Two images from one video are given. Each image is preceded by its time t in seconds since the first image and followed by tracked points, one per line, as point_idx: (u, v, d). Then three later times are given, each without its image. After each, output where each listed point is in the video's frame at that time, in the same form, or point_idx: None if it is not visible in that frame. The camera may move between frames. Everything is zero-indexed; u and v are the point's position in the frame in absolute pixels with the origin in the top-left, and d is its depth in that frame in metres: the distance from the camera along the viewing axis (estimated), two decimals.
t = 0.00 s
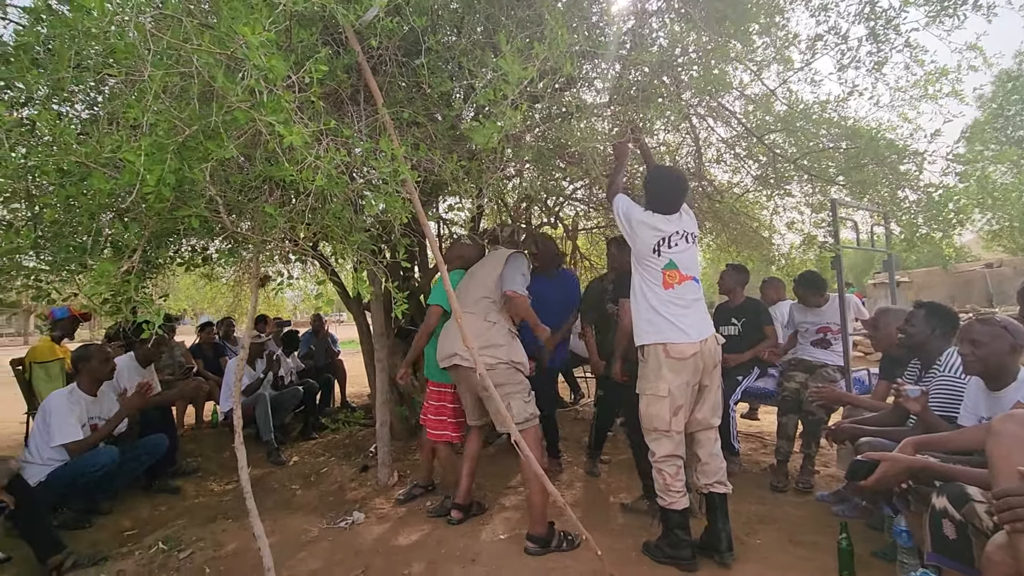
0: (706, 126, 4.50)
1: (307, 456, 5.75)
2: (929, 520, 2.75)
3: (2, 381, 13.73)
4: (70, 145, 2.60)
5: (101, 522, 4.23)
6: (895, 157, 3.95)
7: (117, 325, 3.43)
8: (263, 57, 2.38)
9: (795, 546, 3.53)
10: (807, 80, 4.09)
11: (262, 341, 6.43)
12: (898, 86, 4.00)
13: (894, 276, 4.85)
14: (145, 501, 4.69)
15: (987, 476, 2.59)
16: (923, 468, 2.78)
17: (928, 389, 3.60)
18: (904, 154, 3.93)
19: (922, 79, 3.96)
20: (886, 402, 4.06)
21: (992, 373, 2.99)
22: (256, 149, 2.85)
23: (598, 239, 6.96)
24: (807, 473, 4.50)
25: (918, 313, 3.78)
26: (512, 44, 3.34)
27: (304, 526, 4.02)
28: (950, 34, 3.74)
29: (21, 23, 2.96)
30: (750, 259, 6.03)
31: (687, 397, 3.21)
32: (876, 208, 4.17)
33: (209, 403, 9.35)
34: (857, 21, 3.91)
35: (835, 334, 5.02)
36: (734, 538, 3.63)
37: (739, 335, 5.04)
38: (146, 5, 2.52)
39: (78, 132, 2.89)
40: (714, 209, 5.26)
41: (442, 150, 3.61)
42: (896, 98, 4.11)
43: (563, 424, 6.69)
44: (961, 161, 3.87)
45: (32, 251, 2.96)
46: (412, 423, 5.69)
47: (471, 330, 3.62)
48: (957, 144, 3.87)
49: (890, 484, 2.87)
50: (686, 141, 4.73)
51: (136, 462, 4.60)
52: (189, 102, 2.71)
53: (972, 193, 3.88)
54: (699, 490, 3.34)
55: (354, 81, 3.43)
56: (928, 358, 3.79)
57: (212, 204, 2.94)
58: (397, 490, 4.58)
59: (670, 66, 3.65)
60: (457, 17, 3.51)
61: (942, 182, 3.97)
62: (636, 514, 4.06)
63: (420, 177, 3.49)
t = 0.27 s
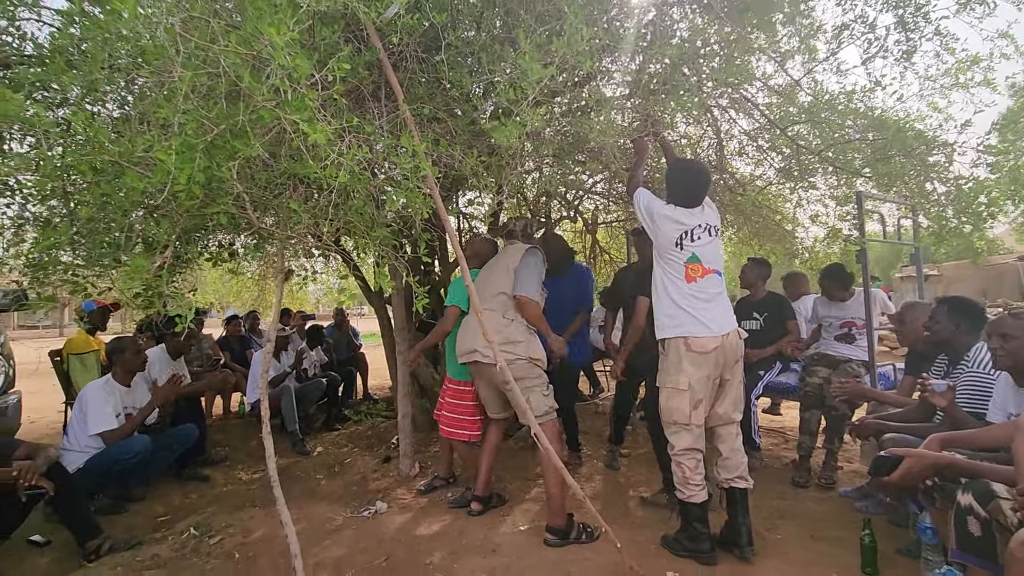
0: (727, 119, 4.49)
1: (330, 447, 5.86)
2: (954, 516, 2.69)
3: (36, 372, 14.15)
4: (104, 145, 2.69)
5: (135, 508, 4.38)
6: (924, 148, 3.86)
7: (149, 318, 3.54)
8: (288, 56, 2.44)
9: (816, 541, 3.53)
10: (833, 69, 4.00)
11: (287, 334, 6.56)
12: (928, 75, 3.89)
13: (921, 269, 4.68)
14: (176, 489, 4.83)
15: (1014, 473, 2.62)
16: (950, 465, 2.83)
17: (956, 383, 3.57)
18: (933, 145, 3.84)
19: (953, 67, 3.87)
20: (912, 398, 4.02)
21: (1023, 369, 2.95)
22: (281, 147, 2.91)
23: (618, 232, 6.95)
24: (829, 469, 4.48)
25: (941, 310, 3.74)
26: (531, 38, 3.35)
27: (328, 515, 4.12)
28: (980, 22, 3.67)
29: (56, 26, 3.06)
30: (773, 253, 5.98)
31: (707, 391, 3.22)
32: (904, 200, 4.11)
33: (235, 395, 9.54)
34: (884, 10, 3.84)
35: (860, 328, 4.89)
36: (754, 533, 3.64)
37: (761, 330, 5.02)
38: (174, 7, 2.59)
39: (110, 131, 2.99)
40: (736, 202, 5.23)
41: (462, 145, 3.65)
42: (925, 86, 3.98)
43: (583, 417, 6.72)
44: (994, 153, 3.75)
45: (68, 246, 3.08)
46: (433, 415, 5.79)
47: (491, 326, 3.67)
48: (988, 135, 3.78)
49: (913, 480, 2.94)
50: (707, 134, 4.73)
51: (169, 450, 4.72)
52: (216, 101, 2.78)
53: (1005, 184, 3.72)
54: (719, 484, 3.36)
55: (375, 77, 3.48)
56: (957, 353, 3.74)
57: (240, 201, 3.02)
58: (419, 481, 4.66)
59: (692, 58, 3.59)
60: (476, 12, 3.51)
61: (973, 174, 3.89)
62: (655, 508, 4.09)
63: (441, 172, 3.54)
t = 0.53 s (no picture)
0: (747, 108, 4.47)
1: (350, 438, 5.95)
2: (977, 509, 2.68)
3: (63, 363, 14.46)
4: (131, 142, 2.76)
5: (162, 496, 4.50)
6: (950, 136, 3.76)
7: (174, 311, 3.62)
8: (309, 52, 2.47)
9: (836, 535, 3.52)
10: (856, 57, 3.95)
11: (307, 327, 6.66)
12: (954, 61, 3.82)
13: (945, 261, 4.62)
14: (201, 478, 4.95)
15: None
16: (974, 459, 2.79)
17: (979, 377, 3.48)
18: (961, 133, 3.74)
19: (980, 53, 3.81)
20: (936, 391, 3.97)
21: None
22: (301, 142, 2.96)
23: (635, 225, 6.93)
24: (850, 463, 4.46)
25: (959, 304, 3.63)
26: (547, 29, 3.36)
27: (349, 504, 4.19)
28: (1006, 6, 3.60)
29: (82, 25, 3.13)
30: (793, 245, 5.92)
31: (725, 385, 3.22)
32: (929, 189, 4.02)
33: (256, 387, 9.69)
34: None
35: (882, 321, 4.86)
36: (773, 527, 3.64)
37: (780, 323, 5.00)
38: (197, 5, 2.64)
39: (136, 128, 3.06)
40: (755, 193, 5.19)
41: (479, 138, 3.67)
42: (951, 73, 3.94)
43: (601, 410, 6.73)
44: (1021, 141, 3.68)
45: (96, 241, 3.17)
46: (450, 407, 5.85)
47: (511, 329, 3.67)
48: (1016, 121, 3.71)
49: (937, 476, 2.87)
50: (726, 124, 4.72)
51: (193, 440, 4.82)
52: (238, 97, 2.83)
53: None
54: (738, 479, 3.36)
55: (392, 71, 3.51)
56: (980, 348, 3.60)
57: (261, 196, 3.07)
58: (437, 472, 4.72)
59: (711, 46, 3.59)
60: (492, 4, 3.51)
61: (1000, 162, 3.77)
62: (673, 500, 4.10)
63: (458, 165, 3.56)
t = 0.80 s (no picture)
0: (761, 99, 4.45)
1: (364, 431, 6.01)
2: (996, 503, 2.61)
3: (82, 356, 14.70)
4: (150, 139, 2.80)
5: (181, 487, 4.58)
6: (971, 125, 3.69)
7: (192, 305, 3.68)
8: (323, 48, 2.49)
9: (851, 530, 3.52)
10: (873, 45, 3.89)
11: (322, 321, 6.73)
12: (975, 49, 3.77)
13: (967, 254, 4.54)
14: (219, 469, 5.03)
15: None
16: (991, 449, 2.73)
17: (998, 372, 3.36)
18: (982, 122, 3.68)
19: (1001, 41, 3.75)
20: (955, 386, 3.92)
21: None
22: (316, 137, 2.99)
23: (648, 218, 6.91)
24: (865, 458, 4.44)
25: (965, 306, 3.67)
26: (559, 20, 3.35)
27: (364, 496, 4.25)
28: None
29: (101, 23, 3.17)
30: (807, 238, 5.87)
31: (740, 382, 3.24)
32: (948, 180, 3.95)
33: (271, 381, 9.80)
34: None
35: (901, 315, 4.82)
36: (788, 521, 3.64)
37: (795, 317, 4.99)
38: (214, 3, 2.68)
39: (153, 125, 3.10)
40: (770, 185, 5.16)
41: (491, 131, 3.68)
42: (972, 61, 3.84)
43: (614, 404, 6.74)
44: None
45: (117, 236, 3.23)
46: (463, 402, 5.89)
47: (529, 304, 3.73)
48: None
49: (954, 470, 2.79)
50: (740, 115, 4.74)
51: (211, 431, 4.90)
52: (253, 93, 2.86)
53: None
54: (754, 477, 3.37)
55: (404, 66, 3.53)
56: (999, 340, 3.56)
57: (277, 191, 3.11)
58: (450, 465, 4.76)
59: (724, 36, 3.58)
60: None
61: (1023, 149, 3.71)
62: (687, 494, 4.11)
63: (470, 159, 3.58)
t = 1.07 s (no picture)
0: (772, 92, 4.43)
1: (374, 426, 6.05)
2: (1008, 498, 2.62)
3: (96, 352, 14.87)
4: (161, 137, 2.83)
5: (193, 481, 4.64)
6: (985, 118, 3.65)
7: (202, 302, 3.72)
8: (332, 45, 2.51)
9: (862, 526, 3.51)
10: (886, 37, 3.86)
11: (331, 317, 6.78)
12: (990, 40, 3.73)
13: (983, 251, 4.50)
14: (231, 464, 5.08)
15: None
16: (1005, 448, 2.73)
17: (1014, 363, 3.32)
18: (996, 114, 3.63)
19: (1017, 31, 3.70)
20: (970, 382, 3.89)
21: None
22: (325, 134, 3.01)
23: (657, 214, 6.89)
24: (877, 454, 4.42)
25: (968, 308, 3.71)
26: (567, 15, 3.35)
27: (374, 490, 4.28)
28: None
29: (113, 22, 3.20)
30: (818, 233, 5.84)
31: (756, 379, 3.23)
32: (962, 173, 3.90)
33: (282, 377, 9.88)
34: None
35: (913, 311, 4.80)
36: (798, 517, 3.64)
37: (806, 312, 4.96)
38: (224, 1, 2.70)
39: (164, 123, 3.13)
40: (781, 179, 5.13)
41: (499, 127, 3.69)
42: (987, 52, 3.83)
43: (624, 400, 6.74)
44: None
45: (129, 233, 3.27)
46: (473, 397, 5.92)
47: (540, 304, 3.75)
48: None
49: (966, 466, 2.78)
50: (750, 109, 4.68)
51: (223, 427, 4.96)
52: (262, 90, 2.88)
53: None
54: (765, 474, 3.37)
55: (412, 62, 3.54)
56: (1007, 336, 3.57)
57: (287, 188, 3.13)
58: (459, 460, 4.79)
59: (734, 28, 3.56)
60: None
61: None
62: (697, 490, 4.11)
63: (478, 155, 3.59)
